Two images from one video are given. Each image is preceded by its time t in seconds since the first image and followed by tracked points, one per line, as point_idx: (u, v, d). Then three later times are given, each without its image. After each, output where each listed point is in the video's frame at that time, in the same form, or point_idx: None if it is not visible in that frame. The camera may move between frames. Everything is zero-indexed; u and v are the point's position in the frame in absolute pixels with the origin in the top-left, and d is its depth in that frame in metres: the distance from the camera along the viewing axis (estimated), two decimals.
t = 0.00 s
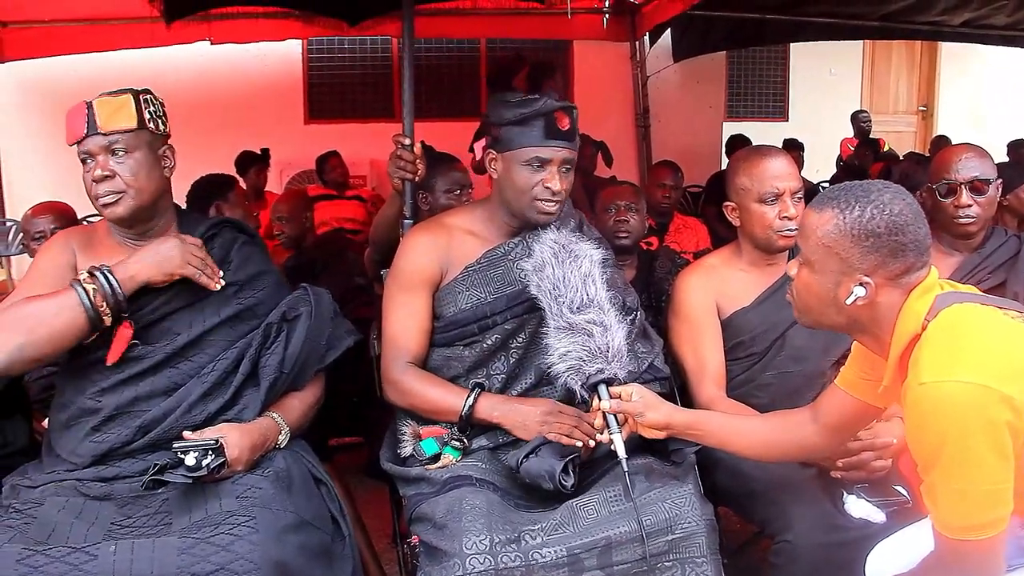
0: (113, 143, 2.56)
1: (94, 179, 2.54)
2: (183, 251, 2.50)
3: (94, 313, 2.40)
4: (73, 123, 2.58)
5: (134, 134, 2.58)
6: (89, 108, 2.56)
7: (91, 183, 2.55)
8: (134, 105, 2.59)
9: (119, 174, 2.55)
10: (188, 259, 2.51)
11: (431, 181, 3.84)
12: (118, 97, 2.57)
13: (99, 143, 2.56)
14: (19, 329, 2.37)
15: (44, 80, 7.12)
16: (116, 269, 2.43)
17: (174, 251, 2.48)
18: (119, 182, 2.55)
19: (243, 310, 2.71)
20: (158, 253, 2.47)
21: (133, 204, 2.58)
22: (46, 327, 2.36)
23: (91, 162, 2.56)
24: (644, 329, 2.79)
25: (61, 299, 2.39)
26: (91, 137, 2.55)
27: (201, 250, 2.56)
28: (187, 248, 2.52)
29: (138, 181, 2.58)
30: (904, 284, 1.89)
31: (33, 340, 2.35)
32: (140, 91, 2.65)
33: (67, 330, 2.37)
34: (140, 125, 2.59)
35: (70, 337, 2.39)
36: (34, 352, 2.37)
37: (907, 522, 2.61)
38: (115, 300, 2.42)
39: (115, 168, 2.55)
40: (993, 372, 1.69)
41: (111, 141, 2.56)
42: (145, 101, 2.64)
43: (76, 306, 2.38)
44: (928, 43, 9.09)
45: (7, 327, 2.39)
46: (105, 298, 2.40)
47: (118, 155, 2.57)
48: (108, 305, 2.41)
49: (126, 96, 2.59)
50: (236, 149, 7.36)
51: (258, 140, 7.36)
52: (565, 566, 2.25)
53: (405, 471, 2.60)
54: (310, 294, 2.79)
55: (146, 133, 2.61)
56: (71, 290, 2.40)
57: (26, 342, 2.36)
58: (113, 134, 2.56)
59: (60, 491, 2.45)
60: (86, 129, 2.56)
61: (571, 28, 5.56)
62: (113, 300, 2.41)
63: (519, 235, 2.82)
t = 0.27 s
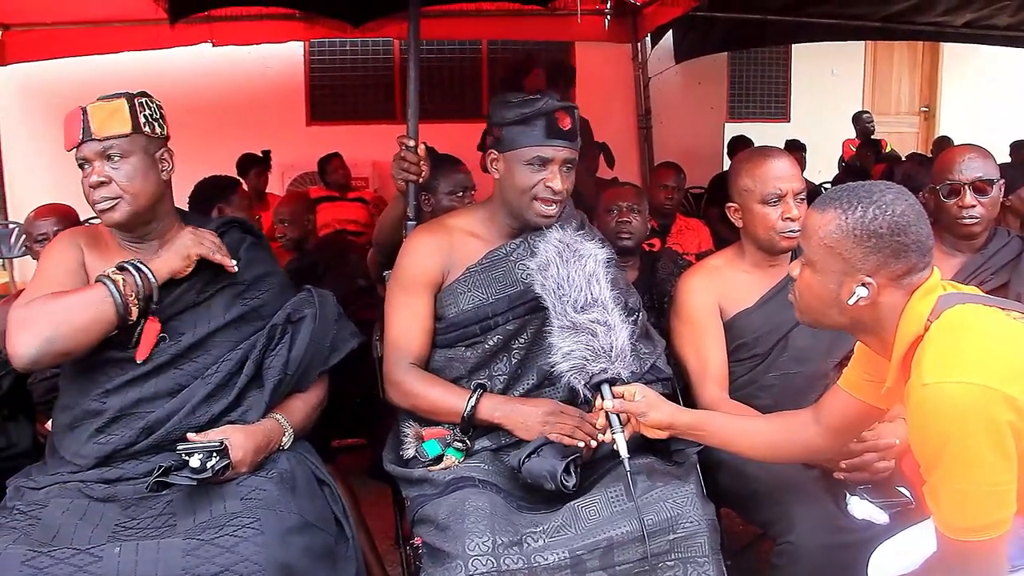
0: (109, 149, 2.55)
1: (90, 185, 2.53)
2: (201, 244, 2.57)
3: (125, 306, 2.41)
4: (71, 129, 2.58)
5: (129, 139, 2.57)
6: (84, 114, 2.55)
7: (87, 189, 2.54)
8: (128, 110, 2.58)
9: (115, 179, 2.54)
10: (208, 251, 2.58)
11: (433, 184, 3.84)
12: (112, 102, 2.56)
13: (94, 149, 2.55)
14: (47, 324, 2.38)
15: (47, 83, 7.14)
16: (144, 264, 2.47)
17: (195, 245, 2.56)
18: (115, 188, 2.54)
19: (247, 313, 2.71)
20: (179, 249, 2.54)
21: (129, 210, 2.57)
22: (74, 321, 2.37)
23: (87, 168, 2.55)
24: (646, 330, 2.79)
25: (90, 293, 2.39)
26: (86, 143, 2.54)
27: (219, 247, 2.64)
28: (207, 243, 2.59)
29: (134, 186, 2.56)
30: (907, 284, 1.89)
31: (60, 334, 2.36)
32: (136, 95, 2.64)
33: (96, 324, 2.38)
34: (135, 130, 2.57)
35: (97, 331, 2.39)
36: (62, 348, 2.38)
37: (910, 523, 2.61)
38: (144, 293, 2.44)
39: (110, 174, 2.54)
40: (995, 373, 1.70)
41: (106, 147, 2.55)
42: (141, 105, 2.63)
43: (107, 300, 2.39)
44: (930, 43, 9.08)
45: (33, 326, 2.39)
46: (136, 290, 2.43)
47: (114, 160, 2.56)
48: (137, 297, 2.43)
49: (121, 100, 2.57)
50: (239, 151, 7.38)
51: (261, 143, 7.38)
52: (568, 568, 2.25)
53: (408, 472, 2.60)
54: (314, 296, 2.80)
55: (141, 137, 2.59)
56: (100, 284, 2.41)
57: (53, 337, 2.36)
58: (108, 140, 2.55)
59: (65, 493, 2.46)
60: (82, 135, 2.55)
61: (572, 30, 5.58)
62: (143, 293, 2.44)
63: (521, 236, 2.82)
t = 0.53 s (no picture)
0: (102, 151, 2.54)
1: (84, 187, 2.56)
2: (194, 232, 2.54)
3: (113, 301, 2.40)
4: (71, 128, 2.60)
5: (122, 142, 2.55)
6: (82, 114, 2.56)
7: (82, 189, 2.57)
8: (123, 113, 2.56)
9: (107, 182, 2.55)
10: (199, 239, 2.55)
11: (435, 185, 3.84)
12: (107, 104, 2.55)
13: (89, 150, 2.55)
14: (42, 326, 2.37)
15: (50, 84, 7.15)
16: (128, 254, 2.44)
17: (186, 232, 2.52)
18: (107, 191, 2.56)
19: (251, 315, 2.72)
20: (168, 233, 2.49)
21: (120, 213, 2.59)
22: (68, 321, 2.36)
23: (84, 169, 2.57)
24: (648, 331, 2.79)
25: (77, 291, 2.38)
26: (82, 145, 2.55)
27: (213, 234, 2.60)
28: (200, 229, 2.56)
29: (125, 190, 2.57)
30: (909, 285, 1.89)
31: (57, 335, 2.36)
32: (135, 96, 2.61)
33: (89, 321, 2.37)
34: (129, 133, 2.56)
35: (92, 328, 2.38)
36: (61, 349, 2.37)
37: (912, 524, 2.60)
38: (131, 286, 2.42)
39: (102, 177, 2.55)
40: (997, 373, 1.69)
41: (100, 149, 2.54)
42: (138, 107, 2.60)
43: (95, 298, 2.38)
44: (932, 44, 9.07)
45: (28, 329, 2.39)
46: (120, 283, 2.40)
47: (108, 162, 2.56)
48: (126, 291, 2.41)
49: (116, 103, 2.56)
50: (241, 152, 7.39)
51: (263, 144, 7.39)
52: (570, 569, 2.25)
53: (410, 473, 2.60)
54: (318, 298, 2.81)
55: (136, 140, 2.57)
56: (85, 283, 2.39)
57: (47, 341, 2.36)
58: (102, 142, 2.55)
59: (67, 493, 2.46)
60: (79, 136, 2.57)
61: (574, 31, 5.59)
62: (129, 286, 2.41)
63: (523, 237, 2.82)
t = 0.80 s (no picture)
0: (84, 155, 2.53)
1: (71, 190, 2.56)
2: (210, 220, 2.58)
3: (129, 275, 2.39)
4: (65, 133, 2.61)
5: (102, 146, 2.53)
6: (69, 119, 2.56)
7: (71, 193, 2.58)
8: (101, 116, 2.53)
9: (89, 186, 2.54)
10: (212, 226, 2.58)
11: (436, 184, 3.84)
12: (88, 109, 2.53)
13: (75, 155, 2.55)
14: (53, 296, 2.35)
15: (51, 84, 7.16)
16: (148, 232, 2.45)
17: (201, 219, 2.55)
18: (89, 195, 2.54)
19: (251, 314, 2.72)
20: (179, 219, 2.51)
21: (103, 217, 2.57)
22: (81, 292, 2.34)
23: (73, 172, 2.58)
24: (650, 330, 2.79)
25: (93, 264, 2.37)
26: (69, 149, 2.56)
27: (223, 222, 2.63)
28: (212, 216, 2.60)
29: (106, 194, 2.55)
30: (912, 282, 1.89)
31: (68, 304, 2.33)
32: (118, 98, 2.58)
33: (103, 294, 2.36)
34: (107, 137, 2.52)
35: (104, 301, 2.37)
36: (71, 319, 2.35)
37: (914, 523, 2.60)
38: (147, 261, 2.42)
39: (85, 181, 2.53)
40: (999, 371, 1.69)
41: (82, 154, 2.53)
42: (119, 109, 2.57)
43: (110, 270, 2.37)
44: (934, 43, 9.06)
45: (41, 300, 2.36)
46: (138, 258, 2.40)
47: (91, 166, 2.54)
48: (143, 265, 2.41)
49: (96, 107, 2.53)
50: (242, 152, 7.40)
51: (264, 144, 7.40)
52: (572, 568, 2.25)
53: (412, 472, 2.60)
54: (318, 297, 2.81)
55: (116, 143, 2.54)
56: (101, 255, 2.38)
57: (61, 311, 2.34)
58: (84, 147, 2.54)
59: (68, 493, 2.46)
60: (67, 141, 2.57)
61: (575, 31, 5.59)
62: (147, 261, 2.41)
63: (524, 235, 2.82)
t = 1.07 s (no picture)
0: (80, 155, 2.53)
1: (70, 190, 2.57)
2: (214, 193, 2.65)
3: (145, 244, 2.40)
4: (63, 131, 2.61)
5: (96, 146, 2.52)
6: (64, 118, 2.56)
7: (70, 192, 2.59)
8: (93, 115, 2.51)
9: (86, 186, 2.54)
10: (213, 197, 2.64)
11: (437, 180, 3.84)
12: (80, 108, 2.51)
13: (71, 154, 2.55)
14: (70, 268, 2.35)
15: (52, 79, 7.15)
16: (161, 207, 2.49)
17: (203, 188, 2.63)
18: (86, 195, 2.55)
19: (253, 309, 2.71)
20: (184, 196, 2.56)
21: (101, 216, 2.58)
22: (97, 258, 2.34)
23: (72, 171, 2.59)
24: (652, 326, 2.79)
25: (108, 235, 2.39)
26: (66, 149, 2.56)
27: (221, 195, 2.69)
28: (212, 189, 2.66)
29: (103, 194, 2.55)
30: (914, 276, 1.89)
31: (85, 271, 2.34)
32: (110, 95, 2.56)
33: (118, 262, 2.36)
34: (100, 136, 2.51)
35: (121, 270, 2.37)
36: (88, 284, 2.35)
37: (916, 518, 2.60)
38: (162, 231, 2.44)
39: (81, 181, 2.54)
40: (1002, 365, 1.69)
41: (77, 153, 2.53)
42: (111, 108, 2.54)
43: (126, 239, 2.38)
44: (936, 40, 9.05)
45: (56, 273, 2.36)
46: (152, 227, 2.43)
47: (87, 166, 2.54)
48: (157, 234, 2.43)
49: (88, 106, 2.52)
50: (244, 148, 7.40)
51: (266, 139, 7.40)
52: (574, 563, 2.25)
53: (413, 467, 2.60)
54: (320, 292, 2.81)
55: (110, 142, 2.53)
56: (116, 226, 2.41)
57: (79, 281, 2.34)
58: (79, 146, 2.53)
59: (71, 487, 2.47)
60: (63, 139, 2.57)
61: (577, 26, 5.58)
62: (161, 231, 2.43)
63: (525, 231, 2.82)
